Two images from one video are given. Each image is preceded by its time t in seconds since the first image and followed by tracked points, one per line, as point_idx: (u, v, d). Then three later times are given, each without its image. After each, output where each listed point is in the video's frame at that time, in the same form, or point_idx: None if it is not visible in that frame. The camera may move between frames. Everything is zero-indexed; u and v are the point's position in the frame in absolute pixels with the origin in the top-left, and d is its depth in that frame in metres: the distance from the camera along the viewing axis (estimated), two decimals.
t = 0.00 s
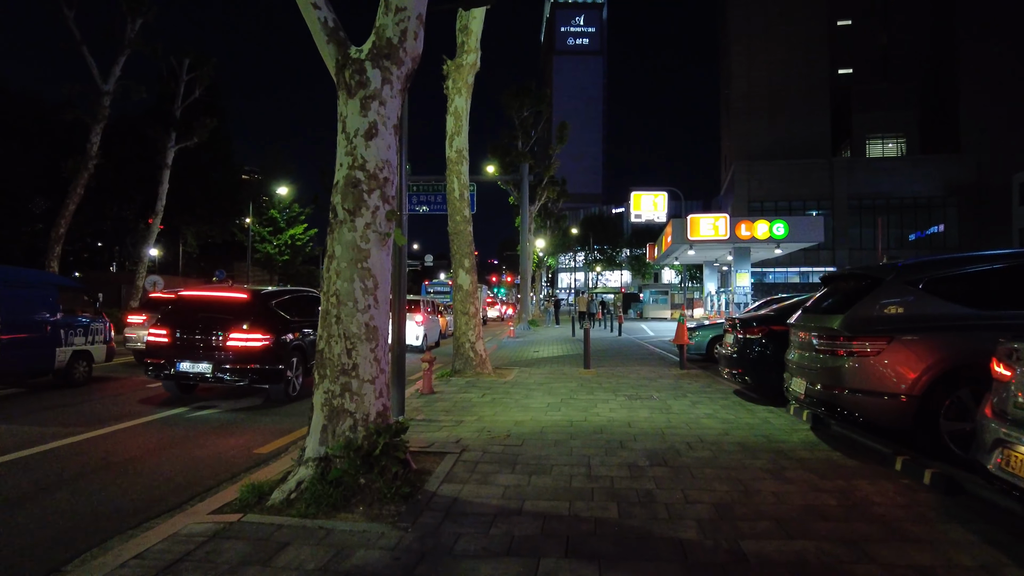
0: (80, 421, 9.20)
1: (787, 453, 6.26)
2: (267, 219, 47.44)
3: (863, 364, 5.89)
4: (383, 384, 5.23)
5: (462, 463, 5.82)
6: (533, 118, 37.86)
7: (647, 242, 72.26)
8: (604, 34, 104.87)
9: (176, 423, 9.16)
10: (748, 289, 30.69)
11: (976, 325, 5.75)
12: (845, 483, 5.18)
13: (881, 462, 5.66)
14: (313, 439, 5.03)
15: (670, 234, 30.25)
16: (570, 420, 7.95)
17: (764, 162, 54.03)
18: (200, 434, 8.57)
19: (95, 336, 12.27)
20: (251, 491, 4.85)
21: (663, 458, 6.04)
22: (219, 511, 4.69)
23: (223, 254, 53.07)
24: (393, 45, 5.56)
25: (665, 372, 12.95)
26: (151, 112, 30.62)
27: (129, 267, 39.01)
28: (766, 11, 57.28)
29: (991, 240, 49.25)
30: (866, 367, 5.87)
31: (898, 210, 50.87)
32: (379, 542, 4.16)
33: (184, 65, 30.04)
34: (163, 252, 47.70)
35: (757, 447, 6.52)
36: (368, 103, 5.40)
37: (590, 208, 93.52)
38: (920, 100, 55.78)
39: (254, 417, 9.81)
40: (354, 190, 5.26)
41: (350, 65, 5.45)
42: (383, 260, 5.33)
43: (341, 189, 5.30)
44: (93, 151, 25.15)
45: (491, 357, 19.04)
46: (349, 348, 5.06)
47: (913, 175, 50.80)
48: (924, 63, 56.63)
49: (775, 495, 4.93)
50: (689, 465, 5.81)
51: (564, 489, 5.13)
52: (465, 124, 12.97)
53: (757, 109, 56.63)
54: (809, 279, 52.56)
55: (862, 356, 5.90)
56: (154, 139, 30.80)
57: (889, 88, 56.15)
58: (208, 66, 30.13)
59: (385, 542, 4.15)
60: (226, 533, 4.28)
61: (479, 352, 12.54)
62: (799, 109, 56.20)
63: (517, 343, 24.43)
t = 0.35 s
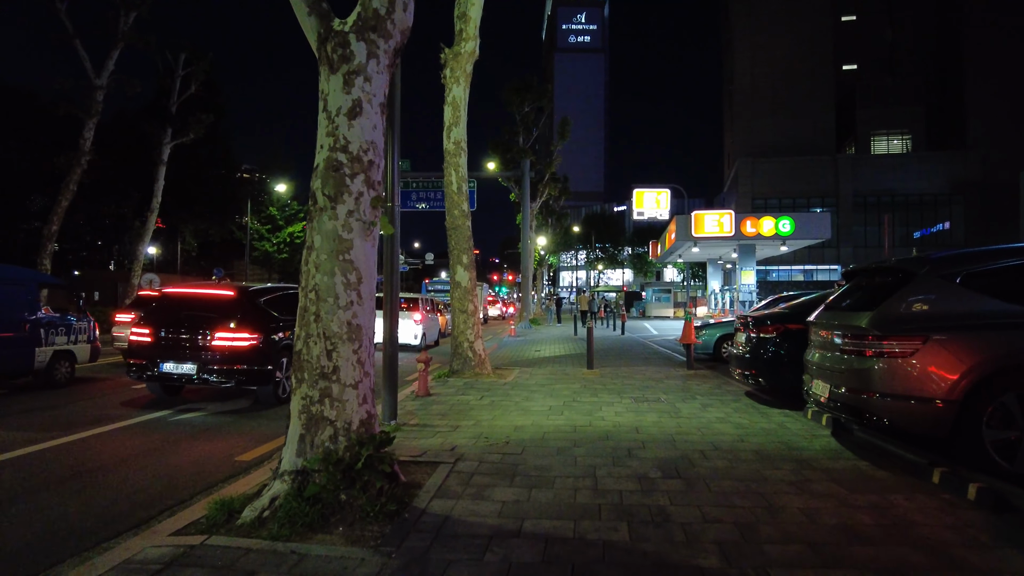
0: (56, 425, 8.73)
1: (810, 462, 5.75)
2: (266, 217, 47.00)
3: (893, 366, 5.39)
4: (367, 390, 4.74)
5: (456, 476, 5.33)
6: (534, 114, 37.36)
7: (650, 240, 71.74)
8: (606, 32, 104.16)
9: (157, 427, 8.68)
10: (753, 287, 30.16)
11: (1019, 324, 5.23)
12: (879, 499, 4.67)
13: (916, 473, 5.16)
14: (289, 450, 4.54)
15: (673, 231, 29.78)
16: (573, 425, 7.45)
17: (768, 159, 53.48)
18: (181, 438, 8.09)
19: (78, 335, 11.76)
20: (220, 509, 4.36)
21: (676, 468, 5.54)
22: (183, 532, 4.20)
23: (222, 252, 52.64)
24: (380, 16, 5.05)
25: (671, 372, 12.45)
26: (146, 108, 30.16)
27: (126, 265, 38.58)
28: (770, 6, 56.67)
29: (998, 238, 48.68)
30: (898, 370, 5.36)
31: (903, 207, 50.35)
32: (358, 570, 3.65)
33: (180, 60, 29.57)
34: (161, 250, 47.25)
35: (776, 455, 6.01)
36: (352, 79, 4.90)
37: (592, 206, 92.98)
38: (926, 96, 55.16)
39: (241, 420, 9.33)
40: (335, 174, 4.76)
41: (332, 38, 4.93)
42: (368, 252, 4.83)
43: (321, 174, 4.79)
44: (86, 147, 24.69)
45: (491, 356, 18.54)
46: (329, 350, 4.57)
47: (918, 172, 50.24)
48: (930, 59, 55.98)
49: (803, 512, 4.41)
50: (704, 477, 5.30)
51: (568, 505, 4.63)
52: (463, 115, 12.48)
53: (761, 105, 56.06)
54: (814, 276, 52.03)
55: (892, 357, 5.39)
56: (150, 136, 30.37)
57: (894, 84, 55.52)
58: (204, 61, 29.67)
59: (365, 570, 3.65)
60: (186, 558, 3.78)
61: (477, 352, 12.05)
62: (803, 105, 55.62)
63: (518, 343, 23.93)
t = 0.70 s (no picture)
0: (36, 425, 8.30)
1: (839, 468, 5.28)
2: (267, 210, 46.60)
3: (931, 366, 4.92)
4: (355, 394, 4.28)
5: (455, 486, 4.87)
6: (538, 105, 36.85)
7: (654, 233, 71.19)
8: (610, 24, 103.17)
9: (143, 427, 8.26)
10: (761, 280, 29.64)
11: None
12: (922, 514, 4.20)
13: (960, 485, 4.69)
14: (269, 461, 4.10)
15: (679, 223, 29.25)
16: (580, 427, 7.00)
17: (774, 150, 52.82)
18: (167, 441, 7.66)
19: (65, 331, 11.29)
20: (190, 527, 3.91)
21: (694, 478, 5.08)
22: (148, 554, 3.77)
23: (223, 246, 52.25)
24: None
25: (681, 369, 11.97)
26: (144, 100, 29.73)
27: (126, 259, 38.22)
28: None
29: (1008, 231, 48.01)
30: (939, 371, 4.89)
31: (911, 200, 49.72)
32: None
33: (178, 50, 29.08)
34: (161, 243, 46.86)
35: (801, 462, 5.54)
36: (338, 50, 4.41)
37: (595, 199, 92.36)
38: (935, 87, 54.35)
39: (231, 420, 8.91)
40: (319, 155, 4.29)
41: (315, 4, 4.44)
42: (355, 242, 4.36)
43: (304, 155, 4.33)
44: (82, 138, 24.28)
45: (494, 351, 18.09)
46: (312, 350, 4.12)
47: (927, 164, 49.56)
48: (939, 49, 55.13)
49: (841, 531, 3.94)
50: (725, 487, 4.84)
51: (578, 521, 4.16)
52: (464, 101, 11.98)
53: (767, 96, 55.34)
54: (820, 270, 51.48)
55: (930, 356, 4.93)
56: (148, 128, 29.97)
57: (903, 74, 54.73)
58: (202, 51, 29.19)
59: None
60: None
61: (479, 348, 11.58)
62: (810, 96, 54.89)
63: (521, 337, 23.48)
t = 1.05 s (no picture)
0: (9, 434, 7.85)
1: (873, 491, 4.77)
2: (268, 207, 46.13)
3: (977, 380, 4.41)
4: (333, 413, 3.79)
5: (447, 512, 4.38)
6: (541, 100, 36.35)
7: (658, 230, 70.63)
8: (613, 19, 102.36)
9: (121, 436, 7.79)
10: (768, 279, 29.12)
11: None
12: (976, 551, 3.69)
13: (1012, 514, 4.19)
14: (235, 490, 3.64)
15: (685, 220, 28.78)
16: (584, 439, 6.51)
17: (780, 147, 52.21)
18: (147, 451, 7.21)
19: (48, 332, 10.80)
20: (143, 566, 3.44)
21: (713, 502, 4.57)
22: None
23: (224, 243, 51.86)
24: None
25: (690, 372, 11.48)
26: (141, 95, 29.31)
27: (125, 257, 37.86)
28: None
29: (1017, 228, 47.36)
30: (987, 386, 4.37)
31: (919, 197, 49.10)
32: None
33: (176, 45, 28.71)
34: (162, 240, 46.43)
35: (830, 481, 5.03)
36: (316, 24, 3.91)
37: (599, 196, 91.77)
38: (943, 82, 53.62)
39: (218, 428, 8.45)
40: (292, 143, 3.80)
41: None
42: (333, 240, 3.87)
43: (276, 142, 3.84)
44: (77, 134, 23.86)
45: (496, 351, 17.63)
46: (283, 364, 3.64)
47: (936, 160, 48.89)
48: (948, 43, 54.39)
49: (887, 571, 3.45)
50: (747, 514, 4.34)
51: (584, 559, 3.66)
52: (464, 92, 11.48)
53: (773, 91, 54.68)
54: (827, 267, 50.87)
55: (977, 369, 4.42)
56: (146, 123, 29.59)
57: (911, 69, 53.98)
58: (200, 45, 28.77)
59: None
60: None
61: (479, 350, 11.10)
62: (816, 91, 54.19)
63: (525, 336, 23.04)
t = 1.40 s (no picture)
0: None
1: (899, 513, 4.29)
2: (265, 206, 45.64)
3: (1021, 392, 3.92)
4: (288, 433, 3.31)
5: (423, 541, 3.90)
6: (541, 97, 35.88)
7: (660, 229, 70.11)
8: (615, 17, 101.73)
9: (89, 447, 7.32)
10: (773, 278, 28.59)
11: None
12: None
13: None
14: (174, 521, 3.17)
15: (688, 218, 28.27)
16: (580, 451, 6.03)
17: (784, 144, 51.67)
18: (113, 464, 6.74)
19: (22, 335, 10.32)
20: None
21: (722, 528, 4.09)
22: None
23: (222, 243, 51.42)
24: None
25: (693, 375, 11.00)
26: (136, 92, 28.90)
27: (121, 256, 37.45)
28: None
29: None
30: None
31: (924, 194, 48.57)
32: None
33: (170, 42, 28.46)
34: (159, 240, 46.01)
35: (850, 502, 4.55)
36: None
37: (600, 195, 91.21)
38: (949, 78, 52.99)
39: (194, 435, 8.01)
40: (241, 125, 3.32)
41: None
42: (288, 236, 3.39)
43: (223, 124, 3.35)
44: (68, 131, 23.44)
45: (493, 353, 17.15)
46: (229, 378, 3.17)
47: (941, 157, 48.32)
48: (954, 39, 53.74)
49: None
50: (760, 542, 3.86)
51: None
52: (457, 84, 10.98)
53: (776, 88, 54.14)
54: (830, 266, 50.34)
55: (1020, 380, 3.93)
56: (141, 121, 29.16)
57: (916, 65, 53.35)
58: (195, 41, 28.36)
59: None
60: None
61: (474, 352, 10.60)
62: (820, 89, 53.64)
63: (525, 337, 22.57)
